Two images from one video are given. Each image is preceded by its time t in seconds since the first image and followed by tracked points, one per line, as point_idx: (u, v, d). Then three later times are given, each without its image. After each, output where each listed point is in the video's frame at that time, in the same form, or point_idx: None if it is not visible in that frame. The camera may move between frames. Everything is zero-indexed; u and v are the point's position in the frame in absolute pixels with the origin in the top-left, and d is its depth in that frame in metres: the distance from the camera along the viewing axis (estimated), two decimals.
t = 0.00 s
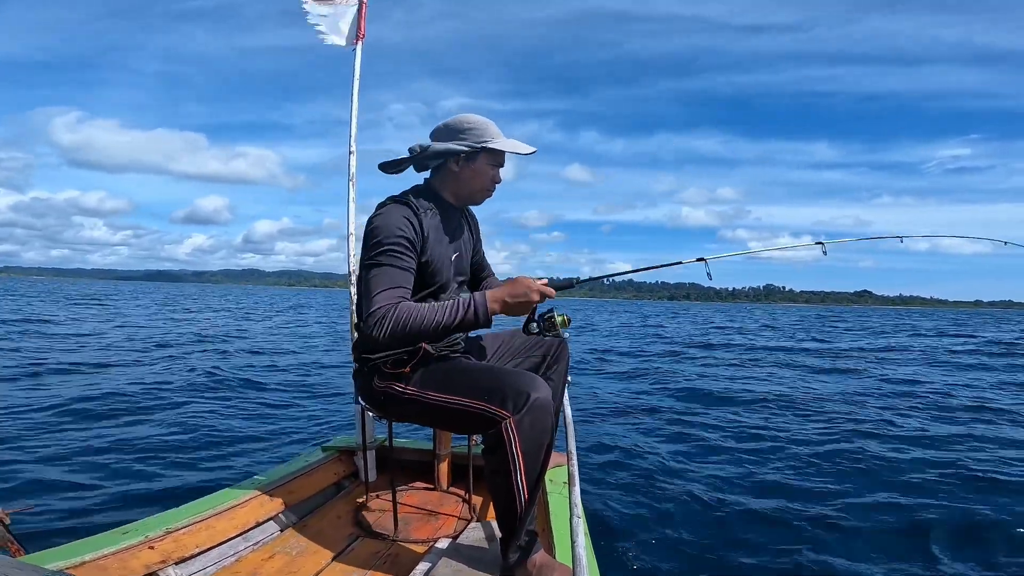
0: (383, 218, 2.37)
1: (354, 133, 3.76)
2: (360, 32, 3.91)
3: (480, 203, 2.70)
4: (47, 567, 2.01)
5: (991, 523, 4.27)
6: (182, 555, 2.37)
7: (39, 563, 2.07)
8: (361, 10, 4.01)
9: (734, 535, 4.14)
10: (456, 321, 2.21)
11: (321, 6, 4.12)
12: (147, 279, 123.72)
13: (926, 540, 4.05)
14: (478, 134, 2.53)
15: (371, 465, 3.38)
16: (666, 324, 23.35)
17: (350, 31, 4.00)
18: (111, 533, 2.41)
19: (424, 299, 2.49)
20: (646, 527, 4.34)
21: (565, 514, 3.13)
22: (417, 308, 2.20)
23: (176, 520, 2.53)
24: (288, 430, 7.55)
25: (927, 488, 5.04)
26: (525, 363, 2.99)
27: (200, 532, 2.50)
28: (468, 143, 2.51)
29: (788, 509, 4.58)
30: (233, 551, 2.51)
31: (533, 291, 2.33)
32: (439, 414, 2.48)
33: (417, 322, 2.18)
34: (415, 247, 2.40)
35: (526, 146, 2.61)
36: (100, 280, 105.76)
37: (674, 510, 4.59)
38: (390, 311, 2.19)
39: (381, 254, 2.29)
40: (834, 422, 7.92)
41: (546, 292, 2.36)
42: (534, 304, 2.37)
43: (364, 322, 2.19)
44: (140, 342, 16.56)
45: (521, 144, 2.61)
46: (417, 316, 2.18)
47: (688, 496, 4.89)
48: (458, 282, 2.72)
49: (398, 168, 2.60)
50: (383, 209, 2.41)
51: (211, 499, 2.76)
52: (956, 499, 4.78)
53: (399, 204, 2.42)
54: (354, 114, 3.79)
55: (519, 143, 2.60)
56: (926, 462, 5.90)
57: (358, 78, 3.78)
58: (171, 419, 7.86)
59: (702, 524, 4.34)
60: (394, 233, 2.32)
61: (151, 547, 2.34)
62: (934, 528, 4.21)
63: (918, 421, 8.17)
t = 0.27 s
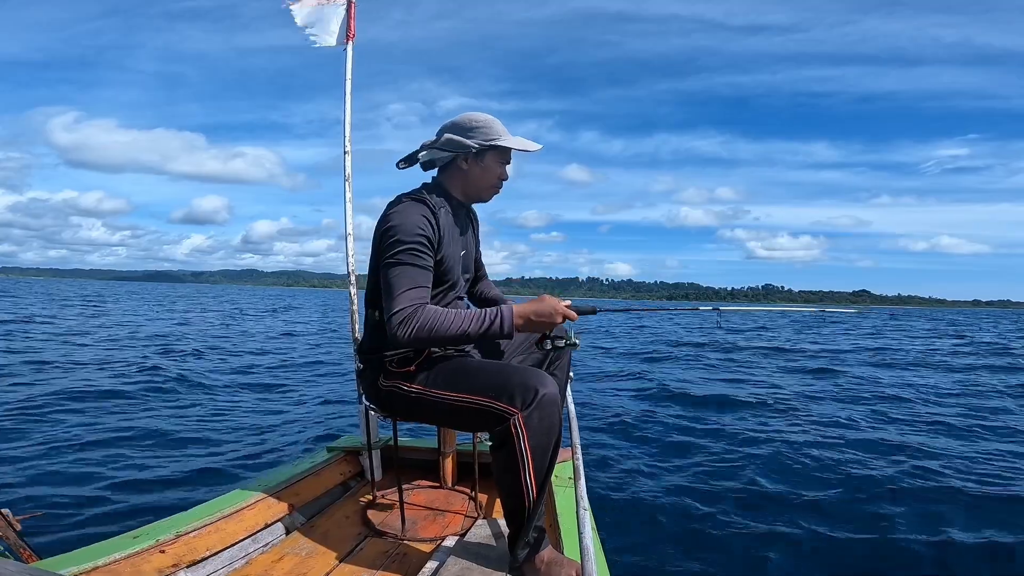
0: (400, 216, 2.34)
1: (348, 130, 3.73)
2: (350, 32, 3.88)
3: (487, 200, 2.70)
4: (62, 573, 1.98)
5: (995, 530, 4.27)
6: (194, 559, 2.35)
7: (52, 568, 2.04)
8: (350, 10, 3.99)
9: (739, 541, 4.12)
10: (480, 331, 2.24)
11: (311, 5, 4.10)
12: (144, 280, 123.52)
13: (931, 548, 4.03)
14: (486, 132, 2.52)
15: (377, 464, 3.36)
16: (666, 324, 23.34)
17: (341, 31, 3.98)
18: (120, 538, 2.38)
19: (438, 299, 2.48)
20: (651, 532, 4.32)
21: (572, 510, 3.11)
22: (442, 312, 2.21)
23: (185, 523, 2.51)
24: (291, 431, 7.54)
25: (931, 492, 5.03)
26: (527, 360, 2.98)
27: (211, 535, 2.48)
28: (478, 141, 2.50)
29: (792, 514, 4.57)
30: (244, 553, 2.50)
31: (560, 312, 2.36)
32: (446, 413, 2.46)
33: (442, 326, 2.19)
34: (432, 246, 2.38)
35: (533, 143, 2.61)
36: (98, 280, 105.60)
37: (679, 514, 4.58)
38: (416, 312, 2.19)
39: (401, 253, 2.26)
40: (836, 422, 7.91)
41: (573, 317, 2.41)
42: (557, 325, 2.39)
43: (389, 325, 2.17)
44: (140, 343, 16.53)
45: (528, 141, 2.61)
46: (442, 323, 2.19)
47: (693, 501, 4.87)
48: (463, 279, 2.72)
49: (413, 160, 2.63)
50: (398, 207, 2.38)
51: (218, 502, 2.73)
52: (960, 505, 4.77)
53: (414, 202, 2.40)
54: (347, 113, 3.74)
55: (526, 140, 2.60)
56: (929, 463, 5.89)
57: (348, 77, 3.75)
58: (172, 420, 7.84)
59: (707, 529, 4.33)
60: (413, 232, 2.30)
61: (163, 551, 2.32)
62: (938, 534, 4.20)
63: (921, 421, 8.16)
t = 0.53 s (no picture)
0: (397, 213, 2.35)
1: (344, 129, 3.74)
2: (349, 28, 3.90)
3: (478, 196, 2.72)
4: (59, 569, 1.99)
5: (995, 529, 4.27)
6: (191, 555, 2.36)
7: (49, 564, 2.05)
8: (349, 6, 4.00)
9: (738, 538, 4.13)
10: (483, 332, 2.27)
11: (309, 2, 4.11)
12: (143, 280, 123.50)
13: (931, 545, 4.04)
14: (478, 129, 2.54)
15: (374, 461, 3.37)
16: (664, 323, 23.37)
17: (341, 26, 4.00)
18: (119, 533, 2.39)
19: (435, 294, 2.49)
20: (649, 529, 4.34)
21: (569, 507, 3.13)
22: (446, 312, 2.23)
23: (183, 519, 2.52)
24: (290, 429, 7.55)
25: (929, 491, 5.04)
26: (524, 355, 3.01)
27: (208, 531, 2.49)
28: (471, 137, 2.52)
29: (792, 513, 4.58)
30: (241, 550, 2.51)
31: (562, 318, 2.39)
32: (442, 410, 2.47)
33: (447, 326, 2.22)
34: (429, 242, 2.40)
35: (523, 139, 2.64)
36: (95, 280, 105.31)
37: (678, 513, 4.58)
38: (421, 310, 2.20)
39: (399, 250, 2.27)
40: (834, 421, 7.94)
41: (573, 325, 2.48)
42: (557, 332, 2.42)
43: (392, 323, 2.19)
44: (139, 343, 16.54)
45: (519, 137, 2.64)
46: (445, 322, 2.21)
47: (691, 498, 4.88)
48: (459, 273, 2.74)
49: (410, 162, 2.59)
50: (395, 205, 2.38)
51: (216, 498, 2.74)
52: (959, 503, 4.78)
53: (409, 199, 2.41)
54: (346, 111, 3.76)
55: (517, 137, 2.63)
56: (926, 462, 5.91)
57: (347, 76, 3.76)
58: (171, 419, 7.85)
59: (706, 527, 4.33)
60: (411, 229, 2.31)
61: (160, 548, 2.33)
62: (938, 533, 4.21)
63: (918, 421, 8.19)
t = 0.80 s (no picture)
0: (389, 211, 2.34)
1: (349, 127, 3.73)
2: (360, 25, 3.89)
3: (468, 194, 2.72)
4: (41, 562, 2.00)
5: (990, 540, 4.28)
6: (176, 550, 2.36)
7: (32, 556, 2.06)
8: (360, 3, 3.99)
9: (734, 547, 4.13)
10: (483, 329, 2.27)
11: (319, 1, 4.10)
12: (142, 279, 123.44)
13: (925, 557, 4.06)
14: (468, 127, 2.53)
15: (367, 459, 3.37)
16: (663, 324, 23.38)
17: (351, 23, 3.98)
18: (106, 526, 2.40)
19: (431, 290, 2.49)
20: (643, 532, 4.35)
21: (560, 510, 3.12)
22: (446, 310, 2.23)
23: (171, 513, 2.52)
24: (286, 428, 7.55)
25: (924, 499, 5.06)
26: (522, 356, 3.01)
27: (196, 526, 2.50)
28: (461, 136, 2.51)
29: (787, 519, 4.59)
30: (228, 545, 2.51)
31: (561, 318, 2.35)
32: (437, 408, 2.47)
33: (448, 323, 2.22)
34: (422, 239, 2.39)
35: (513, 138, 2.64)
36: (94, 279, 105.32)
37: (674, 518, 4.59)
38: (421, 306, 2.20)
39: (392, 247, 2.27)
40: (830, 423, 7.95)
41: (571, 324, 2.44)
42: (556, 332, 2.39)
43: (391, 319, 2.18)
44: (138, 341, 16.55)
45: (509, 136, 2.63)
46: (445, 318, 2.21)
47: (688, 504, 4.88)
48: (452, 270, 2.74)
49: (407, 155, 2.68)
50: (386, 202, 2.38)
51: (205, 493, 2.75)
52: (954, 511, 4.78)
53: (400, 197, 2.41)
54: (352, 109, 3.76)
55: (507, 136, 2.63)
56: (923, 467, 5.91)
57: (356, 74, 3.76)
58: (169, 419, 7.85)
59: (701, 533, 4.34)
60: (403, 226, 2.31)
61: (146, 541, 2.33)
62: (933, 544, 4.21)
63: (915, 422, 8.20)
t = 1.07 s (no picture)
0: (386, 215, 2.36)
1: (350, 128, 3.75)
2: (362, 27, 3.90)
3: (467, 196, 2.73)
4: (31, 560, 2.02)
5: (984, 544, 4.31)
6: (168, 549, 2.37)
7: (22, 555, 2.08)
8: (363, 6, 4.01)
9: (728, 551, 4.17)
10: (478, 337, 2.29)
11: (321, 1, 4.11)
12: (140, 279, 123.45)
13: (920, 561, 4.08)
14: (465, 128, 2.55)
15: (362, 461, 3.38)
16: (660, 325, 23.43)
17: (353, 25, 4.00)
18: (99, 525, 2.42)
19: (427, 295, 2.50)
20: (638, 535, 4.39)
21: (554, 513, 3.14)
22: (441, 317, 2.25)
23: (165, 513, 2.54)
24: (283, 429, 7.57)
25: (919, 501, 5.09)
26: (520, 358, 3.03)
27: (189, 526, 2.52)
28: (457, 138, 2.53)
29: (783, 524, 4.61)
30: (220, 546, 2.52)
31: (556, 329, 2.41)
32: (434, 411, 2.48)
33: (442, 331, 2.24)
34: (419, 243, 2.41)
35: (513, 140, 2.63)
36: (92, 279, 105.28)
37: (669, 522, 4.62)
38: (415, 313, 2.21)
39: (389, 252, 2.28)
40: (826, 425, 7.98)
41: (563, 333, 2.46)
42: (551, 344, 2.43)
43: (386, 326, 2.19)
44: (136, 342, 16.55)
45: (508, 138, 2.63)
46: (441, 325, 2.23)
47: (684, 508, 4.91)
48: (451, 273, 2.76)
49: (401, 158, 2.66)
50: (384, 206, 2.40)
51: (200, 493, 2.76)
52: (949, 514, 4.82)
53: (397, 202, 2.43)
54: (353, 108, 3.77)
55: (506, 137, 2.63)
56: (918, 469, 5.94)
57: (358, 74, 3.77)
58: (166, 419, 7.86)
59: (696, 537, 4.37)
60: (400, 231, 2.33)
61: (137, 541, 2.35)
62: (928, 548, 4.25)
63: (910, 423, 8.24)
